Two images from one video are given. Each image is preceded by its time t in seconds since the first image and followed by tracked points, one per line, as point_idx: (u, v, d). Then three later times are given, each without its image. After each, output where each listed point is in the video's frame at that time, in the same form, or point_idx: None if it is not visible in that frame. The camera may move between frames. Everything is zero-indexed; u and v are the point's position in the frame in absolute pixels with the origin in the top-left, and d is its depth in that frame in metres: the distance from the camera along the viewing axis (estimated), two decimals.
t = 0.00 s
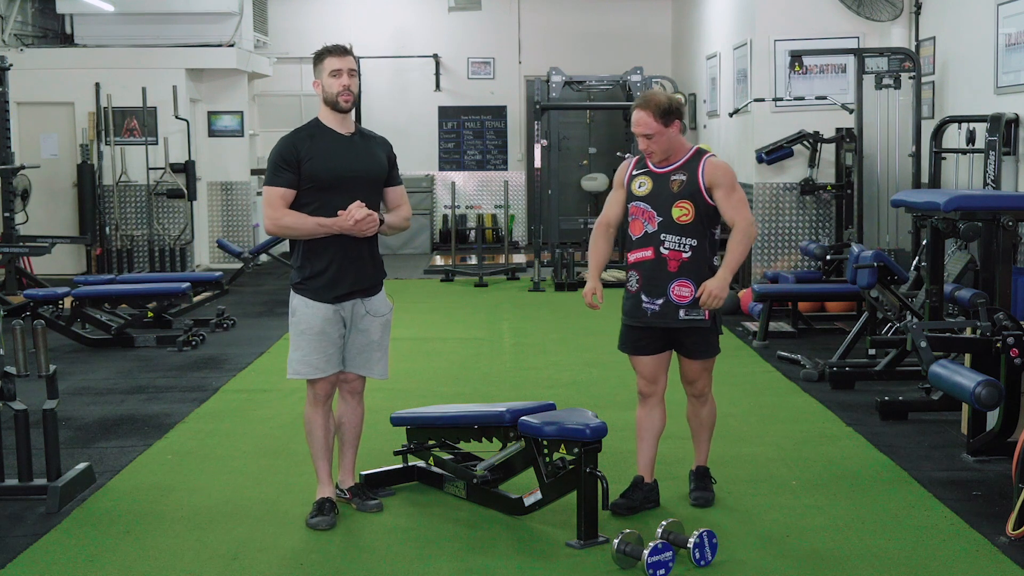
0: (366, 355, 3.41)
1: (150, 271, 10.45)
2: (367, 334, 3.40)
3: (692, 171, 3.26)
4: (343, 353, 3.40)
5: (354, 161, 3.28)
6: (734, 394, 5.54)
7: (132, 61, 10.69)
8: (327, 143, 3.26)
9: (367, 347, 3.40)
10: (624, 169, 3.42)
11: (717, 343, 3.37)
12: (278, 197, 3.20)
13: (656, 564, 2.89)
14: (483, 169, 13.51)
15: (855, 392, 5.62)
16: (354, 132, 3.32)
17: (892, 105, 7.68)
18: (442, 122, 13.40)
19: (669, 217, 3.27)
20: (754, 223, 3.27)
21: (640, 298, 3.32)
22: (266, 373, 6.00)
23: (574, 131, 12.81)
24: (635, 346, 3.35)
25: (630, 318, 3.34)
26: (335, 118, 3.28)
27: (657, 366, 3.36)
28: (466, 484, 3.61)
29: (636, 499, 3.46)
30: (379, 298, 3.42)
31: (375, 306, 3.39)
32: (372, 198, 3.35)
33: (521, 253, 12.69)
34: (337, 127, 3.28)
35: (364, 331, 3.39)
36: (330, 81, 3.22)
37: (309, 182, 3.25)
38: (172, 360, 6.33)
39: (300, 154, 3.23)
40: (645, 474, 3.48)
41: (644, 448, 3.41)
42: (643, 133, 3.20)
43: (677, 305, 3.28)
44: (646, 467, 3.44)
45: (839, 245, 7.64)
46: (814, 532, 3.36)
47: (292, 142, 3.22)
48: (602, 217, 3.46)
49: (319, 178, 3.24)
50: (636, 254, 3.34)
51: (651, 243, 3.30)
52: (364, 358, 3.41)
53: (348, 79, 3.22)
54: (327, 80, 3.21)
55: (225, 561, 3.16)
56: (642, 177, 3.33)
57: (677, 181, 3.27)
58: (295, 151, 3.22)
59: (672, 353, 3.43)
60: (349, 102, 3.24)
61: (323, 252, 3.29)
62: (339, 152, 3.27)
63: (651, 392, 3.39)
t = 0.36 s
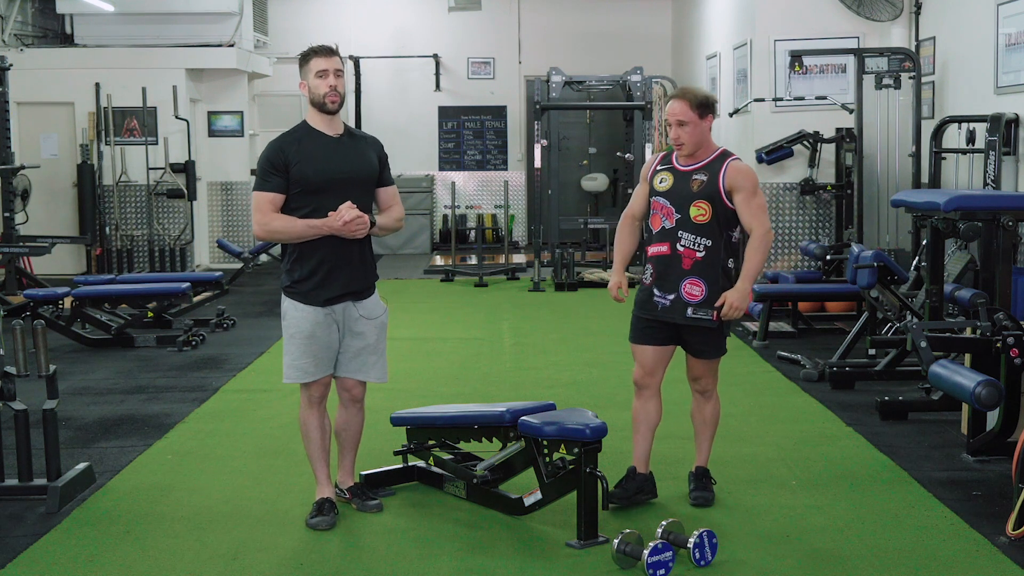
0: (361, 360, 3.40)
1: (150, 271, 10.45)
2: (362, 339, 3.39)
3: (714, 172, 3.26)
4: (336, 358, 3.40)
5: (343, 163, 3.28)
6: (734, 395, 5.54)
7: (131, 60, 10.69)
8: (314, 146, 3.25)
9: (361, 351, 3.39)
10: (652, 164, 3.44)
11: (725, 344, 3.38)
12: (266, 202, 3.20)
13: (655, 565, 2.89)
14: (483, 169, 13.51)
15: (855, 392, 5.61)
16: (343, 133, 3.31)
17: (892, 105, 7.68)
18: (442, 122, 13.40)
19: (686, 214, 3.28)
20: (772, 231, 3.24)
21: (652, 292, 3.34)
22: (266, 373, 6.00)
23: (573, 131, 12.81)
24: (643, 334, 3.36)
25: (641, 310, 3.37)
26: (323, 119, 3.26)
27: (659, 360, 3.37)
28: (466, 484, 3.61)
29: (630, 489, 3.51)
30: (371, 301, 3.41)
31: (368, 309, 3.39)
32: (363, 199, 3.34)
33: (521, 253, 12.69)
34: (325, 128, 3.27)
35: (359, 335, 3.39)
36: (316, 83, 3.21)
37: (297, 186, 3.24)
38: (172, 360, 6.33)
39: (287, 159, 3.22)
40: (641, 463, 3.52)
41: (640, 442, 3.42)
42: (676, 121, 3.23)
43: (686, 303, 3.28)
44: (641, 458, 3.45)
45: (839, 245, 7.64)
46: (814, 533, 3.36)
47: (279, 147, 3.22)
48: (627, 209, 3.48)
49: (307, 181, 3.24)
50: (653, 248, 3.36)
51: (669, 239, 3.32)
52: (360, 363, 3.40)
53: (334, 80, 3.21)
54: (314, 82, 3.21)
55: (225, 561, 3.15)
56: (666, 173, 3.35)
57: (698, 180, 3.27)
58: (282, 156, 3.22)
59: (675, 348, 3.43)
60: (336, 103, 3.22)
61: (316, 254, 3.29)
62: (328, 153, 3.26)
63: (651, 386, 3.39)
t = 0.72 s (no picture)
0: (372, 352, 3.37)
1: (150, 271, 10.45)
2: (370, 331, 3.36)
3: (711, 168, 3.26)
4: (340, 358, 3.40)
5: (337, 163, 3.27)
6: (733, 395, 5.54)
7: (131, 61, 10.69)
8: (307, 146, 3.25)
9: (368, 346, 3.36)
10: (648, 163, 3.44)
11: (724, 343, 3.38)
12: (256, 201, 3.20)
13: (655, 565, 2.89)
14: (483, 169, 13.51)
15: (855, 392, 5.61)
16: (337, 134, 3.31)
17: (892, 105, 7.68)
18: (442, 122, 13.40)
19: (685, 211, 3.28)
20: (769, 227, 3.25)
21: (651, 290, 3.33)
22: (265, 374, 6.00)
23: (573, 131, 12.81)
24: (640, 333, 3.37)
25: (640, 309, 3.36)
26: (317, 120, 3.26)
27: (655, 360, 3.38)
28: (466, 483, 3.60)
29: (627, 487, 3.58)
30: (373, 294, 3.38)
31: (368, 302, 3.35)
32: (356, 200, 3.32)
33: (521, 253, 12.68)
34: (318, 130, 3.27)
35: (365, 328, 3.35)
36: (310, 83, 3.22)
37: (290, 187, 3.24)
38: (172, 360, 6.33)
39: (280, 159, 3.22)
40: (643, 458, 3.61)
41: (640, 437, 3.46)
42: (677, 115, 3.24)
43: (686, 299, 3.28)
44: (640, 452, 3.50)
45: (839, 245, 7.64)
46: (814, 533, 3.35)
47: (270, 148, 3.22)
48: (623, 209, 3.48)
49: (299, 182, 3.23)
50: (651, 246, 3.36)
51: (667, 237, 3.32)
52: (377, 354, 3.36)
53: (329, 81, 3.21)
54: (308, 82, 3.21)
55: (225, 561, 3.16)
56: (663, 171, 3.35)
57: (696, 177, 3.27)
58: (274, 157, 3.22)
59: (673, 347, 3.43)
60: (330, 104, 3.22)
61: (311, 255, 3.27)
62: (321, 154, 3.26)
63: (648, 384, 3.41)
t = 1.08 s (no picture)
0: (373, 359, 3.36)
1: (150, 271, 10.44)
2: (377, 339, 3.35)
3: (685, 166, 3.27)
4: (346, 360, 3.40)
5: (344, 162, 3.25)
6: (733, 395, 5.54)
7: (131, 61, 10.69)
8: (315, 145, 3.24)
9: (372, 351, 3.36)
10: (619, 164, 3.43)
11: (709, 340, 3.38)
12: (262, 197, 3.20)
13: (655, 565, 2.89)
14: (483, 168, 13.51)
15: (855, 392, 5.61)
16: (347, 133, 3.30)
17: (892, 105, 7.69)
18: (442, 122, 13.40)
19: (660, 211, 3.28)
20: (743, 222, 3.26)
21: (631, 291, 3.33)
22: (265, 373, 6.00)
23: (573, 131, 12.81)
24: (624, 339, 3.36)
25: (622, 310, 3.35)
26: (328, 119, 3.27)
27: (648, 363, 3.38)
28: (466, 484, 3.60)
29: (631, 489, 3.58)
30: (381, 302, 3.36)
31: (377, 308, 3.35)
32: (364, 200, 3.30)
33: (521, 253, 12.68)
34: (328, 127, 3.27)
35: (374, 335, 3.35)
36: (322, 80, 3.21)
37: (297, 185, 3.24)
38: (172, 359, 6.33)
39: (287, 158, 3.23)
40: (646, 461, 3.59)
41: (639, 439, 3.46)
42: (651, 115, 3.23)
43: (667, 298, 3.28)
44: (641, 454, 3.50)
45: (839, 245, 7.64)
46: (813, 532, 3.35)
47: (278, 147, 3.23)
48: (596, 211, 3.47)
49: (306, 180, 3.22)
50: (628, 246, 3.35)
51: (644, 236, 3.31)
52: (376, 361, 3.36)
53: (341, 79, 3.21)
54: (320, 79, 3.20)
55: (224, 561, 3.16)
56: (637, 171, 3.34)
57: (670, 175, 3.27)
58: (282, 155, 3.23)
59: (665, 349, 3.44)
60: (341, 102, 3.23)
61: (315, 254, 3.27)
62: (329, 153, 3.25)
63: (643, 388, 3.42)
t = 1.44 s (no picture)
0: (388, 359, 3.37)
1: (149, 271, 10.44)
2: (391, 338, 3.36)
3: (669, 165, 3.27)
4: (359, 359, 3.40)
5: (365, 161, 3.24)
6: (733, 395, 5.54)
7: (132, 61, 10.70)
8: (337, 143, 3.23)
9: (388, 351, 3.36)
10: (597, 167, 3.41)
11: (702, 335, 3.37)
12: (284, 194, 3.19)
13: (655, 565, 2.89)
14: (483, 169, 13.52)
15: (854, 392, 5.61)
16: (369, 132, 3.29)
17: (892, 105, 7.69)
18: (442, 122, 13.40)
19: (648, 210, 3.27)
20: (728, 218, 3.30)
21: (622, 293, 3.32)
22: (265, 373, 6.00)
23: (573, 130, 12.80)
24: (616, 342, 3.37)
25: (613, 313, 3.34)
26: (350, 118, 3.25)
27: (642, 363, 3.40)
28: (466, 484, 3.60)
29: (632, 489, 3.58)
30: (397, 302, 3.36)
31: (393, 309, 3.35)
32: (382, 200, 3.29)
33: (521, 253, 12.68)
34: (349, 127, 3.26)
35: (388, 334, 3.35)
36: (347, 79, 3.19)
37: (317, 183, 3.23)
38: (172, 359, 6.33)
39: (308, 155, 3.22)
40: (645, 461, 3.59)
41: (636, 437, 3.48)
42: (633, 117, 3.23)
43: (659, 298, 3.29)
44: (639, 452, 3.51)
45: (839, 245, 7.64)
46: (813, 533, 3.35)
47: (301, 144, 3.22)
48: (574, 216, 3.45)
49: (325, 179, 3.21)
50: (615, 248, 3.33)
51: (631, 237, 3.30)
52: (389, 360, 3.37)
53: (366, 80, 3.18)
54: (344, 78, 3.18)
55: (224, 561, 3.16)
56: (619, 173, 3.32)
57: (655, 175, 3.27)
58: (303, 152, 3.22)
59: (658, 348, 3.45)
60: (364, 103, 3.21)
61: (331, 253, 3.26)
62: (351, 152, 3.24)
63: (638, 388, 3.43)
